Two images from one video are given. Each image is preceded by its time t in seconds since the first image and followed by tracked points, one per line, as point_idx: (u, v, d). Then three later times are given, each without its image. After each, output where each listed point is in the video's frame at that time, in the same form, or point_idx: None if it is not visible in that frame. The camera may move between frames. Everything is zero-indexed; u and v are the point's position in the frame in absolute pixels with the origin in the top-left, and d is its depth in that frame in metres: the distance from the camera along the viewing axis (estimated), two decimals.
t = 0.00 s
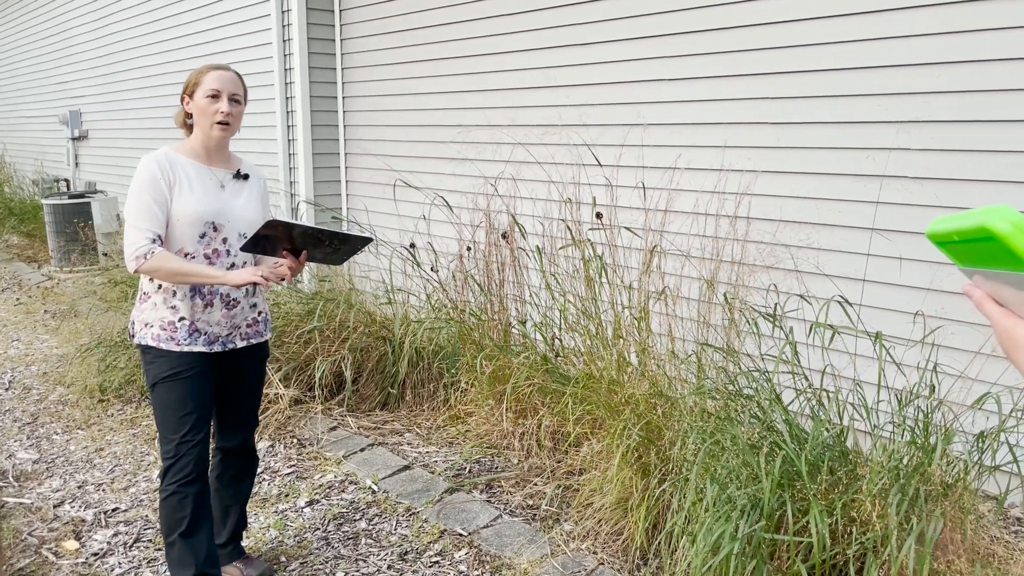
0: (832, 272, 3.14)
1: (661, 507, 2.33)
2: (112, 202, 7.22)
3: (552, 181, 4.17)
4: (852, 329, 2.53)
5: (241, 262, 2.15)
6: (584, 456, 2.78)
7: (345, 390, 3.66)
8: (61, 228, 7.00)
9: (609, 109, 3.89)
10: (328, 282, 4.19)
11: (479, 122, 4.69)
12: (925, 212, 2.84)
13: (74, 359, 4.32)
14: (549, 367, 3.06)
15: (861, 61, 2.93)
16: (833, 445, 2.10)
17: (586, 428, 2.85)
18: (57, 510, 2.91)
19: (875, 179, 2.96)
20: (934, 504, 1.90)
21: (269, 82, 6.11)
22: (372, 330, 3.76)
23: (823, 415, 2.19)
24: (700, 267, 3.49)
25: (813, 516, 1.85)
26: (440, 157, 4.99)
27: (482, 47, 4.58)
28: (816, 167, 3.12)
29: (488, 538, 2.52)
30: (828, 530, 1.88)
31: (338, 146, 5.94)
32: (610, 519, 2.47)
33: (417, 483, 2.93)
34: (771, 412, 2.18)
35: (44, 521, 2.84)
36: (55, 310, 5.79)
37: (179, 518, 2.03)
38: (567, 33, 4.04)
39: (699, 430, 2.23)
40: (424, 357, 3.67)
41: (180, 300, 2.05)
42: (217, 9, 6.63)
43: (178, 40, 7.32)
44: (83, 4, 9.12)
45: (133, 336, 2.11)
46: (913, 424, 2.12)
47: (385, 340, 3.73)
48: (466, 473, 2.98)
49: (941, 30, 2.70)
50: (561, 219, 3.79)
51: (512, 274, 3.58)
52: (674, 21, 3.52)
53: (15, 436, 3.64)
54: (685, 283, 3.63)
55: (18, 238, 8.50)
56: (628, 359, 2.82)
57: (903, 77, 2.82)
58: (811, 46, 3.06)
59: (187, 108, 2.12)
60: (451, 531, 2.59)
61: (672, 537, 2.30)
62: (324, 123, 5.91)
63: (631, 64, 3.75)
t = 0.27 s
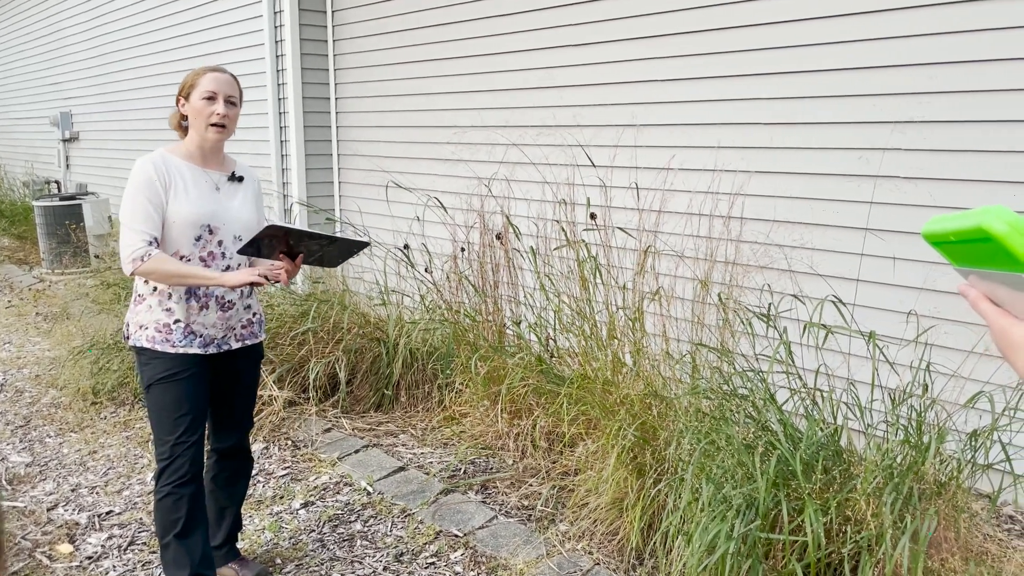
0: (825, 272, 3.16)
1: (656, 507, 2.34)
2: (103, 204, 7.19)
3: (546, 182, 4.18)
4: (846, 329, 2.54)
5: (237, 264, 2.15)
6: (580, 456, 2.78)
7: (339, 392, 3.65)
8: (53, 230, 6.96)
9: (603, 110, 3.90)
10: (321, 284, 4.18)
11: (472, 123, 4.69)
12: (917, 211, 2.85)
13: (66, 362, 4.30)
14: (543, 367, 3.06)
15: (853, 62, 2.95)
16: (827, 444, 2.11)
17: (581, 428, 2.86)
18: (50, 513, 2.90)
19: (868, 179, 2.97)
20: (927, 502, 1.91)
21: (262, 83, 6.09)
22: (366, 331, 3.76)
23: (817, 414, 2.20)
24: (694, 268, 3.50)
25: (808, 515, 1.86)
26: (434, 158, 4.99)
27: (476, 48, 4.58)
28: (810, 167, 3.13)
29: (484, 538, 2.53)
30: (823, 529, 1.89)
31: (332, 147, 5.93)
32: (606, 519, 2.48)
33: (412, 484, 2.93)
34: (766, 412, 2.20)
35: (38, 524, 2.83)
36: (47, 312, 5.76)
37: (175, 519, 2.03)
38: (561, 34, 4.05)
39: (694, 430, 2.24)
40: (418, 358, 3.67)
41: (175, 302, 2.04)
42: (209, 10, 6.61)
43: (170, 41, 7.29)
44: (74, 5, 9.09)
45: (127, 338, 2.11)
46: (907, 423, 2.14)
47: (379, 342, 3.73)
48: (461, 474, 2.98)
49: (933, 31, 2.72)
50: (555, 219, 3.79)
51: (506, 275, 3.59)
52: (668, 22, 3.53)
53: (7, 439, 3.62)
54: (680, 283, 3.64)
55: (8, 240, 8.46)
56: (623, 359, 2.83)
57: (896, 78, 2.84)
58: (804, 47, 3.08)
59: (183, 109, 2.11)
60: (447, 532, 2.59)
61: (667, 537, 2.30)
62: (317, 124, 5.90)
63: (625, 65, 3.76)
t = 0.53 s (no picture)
0: (816, 272, 3.18)
1: (649, 507, 2.34)
2: (92, 206, 7.14)
3: (537, 183, 4.18)
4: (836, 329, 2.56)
5: (229, 267, 2.14)
6: (573, 457, 2.79)
7: (330, 395, 3.64)
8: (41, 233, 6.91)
9: (595, 111, 3.91)
10: (312, 286, 4.17)
11: (464, 124, 4.69)
12: (907, 212, 2.88)
13: (55, 366, 4.27)
14: (536, 368, 3.07)
15: (843, 63, 2.97)
16: (819, 443, 2.12)
17: (573, 429, 2.86)
18: (40, 518, 2.88)
19: (858, 179, 2.99)
20: (919, 500, 1.93)
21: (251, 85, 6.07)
22: (357, 333, 3.75)
23: (808, 414, 2.21)
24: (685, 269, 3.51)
25: (801, 514, 1.87)
26: (425, 160, 4.99)
27: (467, 50, 4.58)
28: (801, 168, 3.15)
29: (477, 540, 2.53)
30: (815, 528, 1.90)
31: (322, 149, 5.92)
32: (599, 520, 2.48)
33: (404, 487, 2.93)
34: (758, 412, 2.21)
35: (28, 530, 2.80)
36: (36, 316, 5.72)
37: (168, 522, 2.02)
38: (552, 35, 4.06)
39: (687, 431, 2.24)
40: (410, 360, 3.66)
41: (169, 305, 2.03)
42: (198, 12, 6.58)
43: (158, 42, 7.26)
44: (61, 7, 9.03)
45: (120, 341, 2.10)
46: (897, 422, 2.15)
47: (371, 344, 3.72)
48: (454, 476, 2.98)
49: (922, 32, 2.74)
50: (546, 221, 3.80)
51: (498, 276, 3.59)
52: (659, 24, 3.55)
53: None
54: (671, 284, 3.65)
55: None
56: (615, 360, 2.84)
57: (886, 79, 2.86)
58: (794, 48, 3.10)
59: (177, 110, 2.10)
60: (440, 534, 2.59)
61: (660, 537, 2.31)
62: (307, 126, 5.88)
63: (616, 66, 3.77)
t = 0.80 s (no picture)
0: (803, 274, 3.20)
1: (639, 509, 2.35)
2: (75, 210, 7.08)
3: (526, 186, 4.18)
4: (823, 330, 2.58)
5: (219, 273, 2.13)
6: (562, 459, 2.79)
7: (318, 399, 3.62)
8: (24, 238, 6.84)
9: (583, 114, 3.92)
10: (299, 290, 4.15)
11: (451, 127, 4.68)
12: (893, 213, 2.90)
13: (39, 371, 4.22)
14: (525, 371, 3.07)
15: (829, 67, 2.99)
16: (807, 443, 2.13)
17: (563, 430, 2.86)
18: (25, 525, 2.84)
19: (845, 181, 3.02)
20: (906, 499, 1.95)
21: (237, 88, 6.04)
22: (345, 337, 3.74)
23: (796, 414, 2.22)
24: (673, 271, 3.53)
25: (790, 514, 1.88)
26: (413, 163, 4.98)
27: (454, 52, 4.58)
28: (788, 171, 3.17)
29: (467, 543, 2.52)
30: (805, 527, 1.91)
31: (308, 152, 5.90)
32: (588, 522, 2.48)
33: (393, 490, 2.92)
34: (747, 413, 2.22)
35: (13, 537, 2.77)
36: (19, 321, 5.65)
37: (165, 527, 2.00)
38: (539, 38, 4.07)
39: (676, 432, 2.25)
40: (398, 363, 3.65)
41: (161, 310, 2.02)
42: (182, 14, 6.54)
43: (142, 45, 7.20)
44: (43, 9, 8.94)
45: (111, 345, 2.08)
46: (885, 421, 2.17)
47: (359, 348, 3.71)
48: (443, 479, 2.97)
49: (907, 36, 2.77)
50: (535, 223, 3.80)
51: (486, 279, 3.60)
52: (646, 27, 3.56)
53: None
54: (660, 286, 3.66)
55: None
56: (604, 362, 2.84)
57: (872, 82, 2.89)
58: (781, 52, 3.12)
59: (170, 116, 2.10)
60: (430, 538, 2.58)
61: (650, 539, 2.31)
62: (293, 129, 5.86)
63: (603, 69, 3.79)
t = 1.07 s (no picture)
0: (786, 276, 3.23)
1: (626, 512, 2.36)
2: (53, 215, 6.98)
3: (512, 190, 4.19)
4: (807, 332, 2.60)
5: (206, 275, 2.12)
6: (550, 463, 2.79)
7: (303, 404, 3.60)
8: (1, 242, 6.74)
9: (567, 118, 3.93)
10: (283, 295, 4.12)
11: (436, 131, 4.68)
12: (875, 216, 2.94)
13: (17, 378, 4.15)
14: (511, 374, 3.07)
15: (811, 70, 3.03)
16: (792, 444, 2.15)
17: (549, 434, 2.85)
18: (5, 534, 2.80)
19: (827, 184, 3.05)
20: (891, 499, 1.97)
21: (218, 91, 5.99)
22: (329, 341, 3.72)
23: (781, 416, 2.24)
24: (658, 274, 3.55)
25: (777, 515, 1.89)
26: (398, 167, 4.97)
27: (438, 56, 4.58)
28: (771, 174, 3.20)
29: (454, 547, 2.52)
30: (791, 528, 1.93)
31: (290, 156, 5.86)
32: (576, 525, 2.48)
33: (379, 495, 2.90)
34: (733, 415, 2.23)
35: None
36: None
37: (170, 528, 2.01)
38: (523, 42, 4.08)
39: (663, 435, 2.26)
40: (383, 368, 3.63)
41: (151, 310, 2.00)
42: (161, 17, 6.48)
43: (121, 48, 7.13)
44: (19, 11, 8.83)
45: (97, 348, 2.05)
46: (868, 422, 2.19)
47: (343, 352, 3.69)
48: (429, 484, 2.96)
49: (888, 40, 2.81)
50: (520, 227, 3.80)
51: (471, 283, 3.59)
52: (630, 31, 3.58)
53: None
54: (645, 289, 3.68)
55: None
56: (590, 365, 2.85)
57: (853, 86, 2.93)
58: (763, 56, 3.15)
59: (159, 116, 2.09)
60: (417, 542, 2.57)
61: (637, 542, 2.32)
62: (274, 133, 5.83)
63: (588, 73, 3.80)
